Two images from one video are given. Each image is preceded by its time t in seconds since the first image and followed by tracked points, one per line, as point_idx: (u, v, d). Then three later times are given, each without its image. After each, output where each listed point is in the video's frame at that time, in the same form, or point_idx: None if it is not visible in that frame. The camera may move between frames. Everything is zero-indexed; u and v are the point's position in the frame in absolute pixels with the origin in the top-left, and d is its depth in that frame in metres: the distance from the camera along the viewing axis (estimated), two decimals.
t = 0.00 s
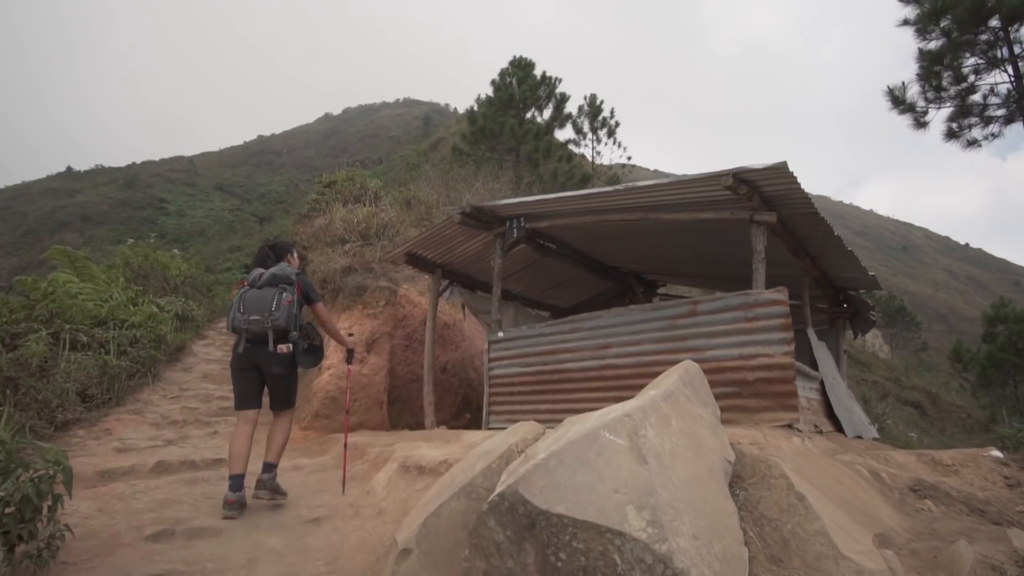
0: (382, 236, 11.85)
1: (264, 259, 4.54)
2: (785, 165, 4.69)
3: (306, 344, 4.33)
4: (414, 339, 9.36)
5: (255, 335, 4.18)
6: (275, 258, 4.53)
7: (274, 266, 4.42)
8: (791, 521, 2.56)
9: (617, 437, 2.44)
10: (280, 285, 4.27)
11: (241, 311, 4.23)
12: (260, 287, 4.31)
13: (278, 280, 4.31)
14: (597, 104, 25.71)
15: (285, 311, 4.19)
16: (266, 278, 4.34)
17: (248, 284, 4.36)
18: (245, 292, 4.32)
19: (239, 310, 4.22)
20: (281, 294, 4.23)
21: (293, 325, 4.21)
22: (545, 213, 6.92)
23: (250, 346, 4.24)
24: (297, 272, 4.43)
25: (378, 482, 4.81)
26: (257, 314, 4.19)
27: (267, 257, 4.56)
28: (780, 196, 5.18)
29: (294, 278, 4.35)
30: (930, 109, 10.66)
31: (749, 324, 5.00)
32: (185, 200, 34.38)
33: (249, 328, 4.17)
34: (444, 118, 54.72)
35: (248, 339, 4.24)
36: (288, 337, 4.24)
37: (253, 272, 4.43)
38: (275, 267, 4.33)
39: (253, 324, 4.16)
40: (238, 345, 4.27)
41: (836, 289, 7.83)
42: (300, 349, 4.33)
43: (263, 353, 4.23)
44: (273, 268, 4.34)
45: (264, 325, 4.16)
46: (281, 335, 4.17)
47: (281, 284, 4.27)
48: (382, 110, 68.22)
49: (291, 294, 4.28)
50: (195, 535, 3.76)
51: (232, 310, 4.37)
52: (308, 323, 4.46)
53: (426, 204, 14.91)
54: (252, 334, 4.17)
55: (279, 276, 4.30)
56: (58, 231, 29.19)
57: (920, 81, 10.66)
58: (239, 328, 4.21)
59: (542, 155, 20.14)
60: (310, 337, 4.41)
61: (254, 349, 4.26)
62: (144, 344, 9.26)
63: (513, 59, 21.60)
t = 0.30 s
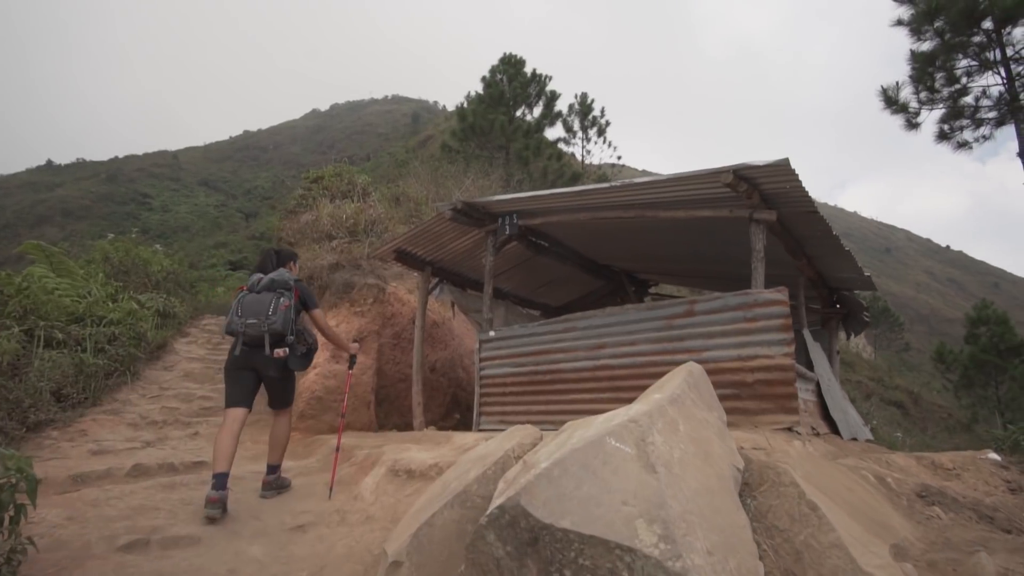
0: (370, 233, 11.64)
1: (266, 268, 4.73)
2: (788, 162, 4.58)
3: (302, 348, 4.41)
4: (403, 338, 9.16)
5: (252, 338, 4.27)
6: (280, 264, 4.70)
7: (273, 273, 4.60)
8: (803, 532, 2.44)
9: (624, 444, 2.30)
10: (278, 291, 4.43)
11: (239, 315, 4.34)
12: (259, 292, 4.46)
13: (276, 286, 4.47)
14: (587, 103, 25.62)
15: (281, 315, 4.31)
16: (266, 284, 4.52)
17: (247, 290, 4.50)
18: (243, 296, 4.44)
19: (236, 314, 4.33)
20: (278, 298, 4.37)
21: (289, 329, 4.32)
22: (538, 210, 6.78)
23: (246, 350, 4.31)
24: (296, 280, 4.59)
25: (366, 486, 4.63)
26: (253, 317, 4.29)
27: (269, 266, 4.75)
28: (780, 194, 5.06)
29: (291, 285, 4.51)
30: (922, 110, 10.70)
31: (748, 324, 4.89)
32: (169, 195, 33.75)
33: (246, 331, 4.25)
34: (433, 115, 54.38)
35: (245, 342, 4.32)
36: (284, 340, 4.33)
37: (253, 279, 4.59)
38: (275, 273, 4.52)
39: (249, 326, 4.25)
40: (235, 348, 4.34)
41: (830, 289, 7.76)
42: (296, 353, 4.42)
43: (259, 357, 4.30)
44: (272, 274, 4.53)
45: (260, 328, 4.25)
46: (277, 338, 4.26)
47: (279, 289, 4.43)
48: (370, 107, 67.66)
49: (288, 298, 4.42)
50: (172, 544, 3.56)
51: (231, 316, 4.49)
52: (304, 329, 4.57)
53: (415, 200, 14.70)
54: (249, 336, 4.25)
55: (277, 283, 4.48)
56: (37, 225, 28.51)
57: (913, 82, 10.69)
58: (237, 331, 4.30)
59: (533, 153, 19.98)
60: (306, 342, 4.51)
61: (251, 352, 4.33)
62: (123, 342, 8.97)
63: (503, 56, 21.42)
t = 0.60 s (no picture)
0: (359, 229, 11.43)
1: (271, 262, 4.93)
2: (790, 156, 4.46)
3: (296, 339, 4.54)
4: (392, 336, 8.98)
5: (244, 327, 4.49)
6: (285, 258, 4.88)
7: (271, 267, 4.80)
8: (817, 539, 2.31)
9: (630, 447, 2.16)
10: (272, 283, 4.62)
11: (235, 306, 4.60)
12: (255, 284, 4.68)
13: (272, 279, 4.68)
14: (577, 102, 25.50)
15: (271, 306, 4.49)
16: (263, 276, 4.73)
17: (246, 282, 4.75)
18: (242, 289, 4.70)
19: (232, 305, 4.58)
20: (271, 290, 4.57)
21: (279, 319, 4.48)
22: (531, 205, 6.64)
23: (241, 340, 4.55)
24: (292, 273, 4.76)
25: (353, 489, 4.46)
26: (246, 308, 4.52)
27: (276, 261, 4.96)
28: (780, 189, 4.96)
29: (286, 277, 4.68)
30: (914, 109, 10.72)
31: (747, 322, 4.78)
32: (154, 192, 33.16)
33: (239, 321, 4.49)
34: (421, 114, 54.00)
35: (241, 333, 4.55)
36: (275, 331, 4.49)
37: (253, 273, 4.84)
38: (272, 266, 4.74)
39: (242, 316, 4.48)
40: (235, 340, 4.60)
41: (825, 288, 7.68)
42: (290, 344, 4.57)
43: (252, 347, 4.51)
44: (269, 267, 4.74)
45: (251, 318, 4.45)
46: (268, 328, 4.44)
47: (273, 281, 4.62)
48: (359, 105, 67.11)
49: (281, 290, 4.60)
50: (147, 552, 3.38)
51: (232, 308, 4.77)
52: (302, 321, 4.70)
53: (405, 198, 14.49)
54: (242, 326, 4.49)
55: (273, 275, 4.68)
56: (17, 222, 27.86)
57: (905, 81, 10.70)
58: (233, 322, 4.55)
59: (523, 151, 19.81)
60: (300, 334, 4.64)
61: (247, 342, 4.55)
62: (102, 340, 8.69)
63: (493, 54, 21.24)
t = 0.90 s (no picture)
0: (353, 225, 11.22)
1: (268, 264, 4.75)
2: (799, 146, 4.28)
3: (292, 341, 4.38)
4: (386, 334, 8.79)
5: (242, 331, 4.33)
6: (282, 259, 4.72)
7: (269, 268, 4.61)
8: (842, 551, 2.15)
9: (641, 451, 1.98)
10: (270, 285, 4.44)
11: (232, 308, 4.42)
12: (252, 286, 4.50)
13: (269, 281, 4.49)
14: (573, 100, 25.32)
15: (269, 310, 4.32)
16: (260, 278, 4.55)
17: (243, 284, 4.57)
18: (238, 290, 4.51)
19: (229, 307, 4.40)
20: (269, 293, 4.38)
21: (277, 323, 4.32)
22: (529, 199, 6.45)
23: (238, 343, 4.39)
24: (291, 275, 4.58)
25: (344, 493, 4.27)
26: (243, 311, 4.34)
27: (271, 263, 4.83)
28: (787, 182, 4.79)
29: (284, 279, 4.51)
30: (915, 106, 10.59)
31: (754, 319, 4.62)
32: (146, 190, 32.82)
33: (236, 324, 4.32)
34: (417, 112, 53.74)
35: (238, 336, 4.38)
36: (272, 335, 4.32)
37: (251, 274, 4.65)
38: (269, 268, 4.54)
39: (239, 320, 4.31)
40: (231, 342, 4.43)
41: (828, 285, 7.54)
42: (286, 346, 4.41)
43: (249, 351, 4.35)
44: (267, 269, 4.55)
45: (249, 322, 4.29)
46: (265, 332, 4.28)
47: (271, 284, 4.44)
48: (354, 103, 66.77)
49: (278, 293, 4.42)
50: (124, 561, 3.18)
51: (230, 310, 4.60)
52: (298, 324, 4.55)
53: (399, 194, 14.28)
54: (239, 330, 4.32)
55: (271, 276, 4.50)
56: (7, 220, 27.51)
57: (906, 78, 10.57)
58: (229, 324, 4.38)
59: (519, 149, 19.62)
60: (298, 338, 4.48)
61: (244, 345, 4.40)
62: (87, 338, 8.45)
63: (489, 50, 21.03)
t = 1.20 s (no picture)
0: (351, 221, 11.04)
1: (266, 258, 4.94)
2: (815, 134, 4.12)
3: (296, 330, 4.62)
4: (384, 332, 8.61)
5: (249, 321, 4.53)
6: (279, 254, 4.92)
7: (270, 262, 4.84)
8: (877, 561, 1.98)
9: (661, 453, 1.81)
10: (273, 278, 4.67)
11: (238, 301, 4.61)
12: (255, 279, 4.70)
13: (272, 274, 4.71)
14: (574, 98, 25.13)
15: (276, 300, 4.55)
16: (262, 272, 4.76)
17: (245, 278, 4.76)
18: (242, 284, 4.71)
19: (235, 300, 4.60)
20: (273, 284, 4.61)
21: (284, 312, 4.56)
22: (530, 191, 6.28)
23: (245, 334, 4.58)
24: (291, 269, 4.83)
25: (340, 495, 4.09)
26: (251, 302, 4.55)
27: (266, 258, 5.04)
28: (800, 173, 4.62)
29: (286, 272, 4.74)
30: (922, 101, 10.42)
31: (766, 315, 4.45)
32: (144, 188, 32.65)
33: (244, 315, 4.52)
34: (416, 112, 53.55)
35: (244, 327, 4.58)
36: (279, 324, 4.55)
37: (251, 268, 4.85)
38: (271, 262, 4.77)
39: (247, 311, 4.52)
40: (238, 333, 4.63)
41: (837, 281, 7.36)
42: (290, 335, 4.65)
43: (256, 341, 4.56)
44: (268, 263, 4.78)
45: (257, 312, 4.50)
46: (272, 322, 4.49)
47: (275, 276, 4.67)
48: (353, 102, 66.59)
49: (283, 284, 4.64)
50: (106, 568, 3.01)
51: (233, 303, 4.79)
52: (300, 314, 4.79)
53: (398, 190, 14.09)
54: (247, 320, 4.52)
55: (273, 270, 4.72)
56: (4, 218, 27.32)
57: (913, 73, 10.41)
58: (236, 316, 4.57)
59: (520, 146, 19.44)
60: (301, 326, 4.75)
61: (250, 335, 4.59)
62: (79, 335, 8.27)
63: (489, 47, 20.84)
